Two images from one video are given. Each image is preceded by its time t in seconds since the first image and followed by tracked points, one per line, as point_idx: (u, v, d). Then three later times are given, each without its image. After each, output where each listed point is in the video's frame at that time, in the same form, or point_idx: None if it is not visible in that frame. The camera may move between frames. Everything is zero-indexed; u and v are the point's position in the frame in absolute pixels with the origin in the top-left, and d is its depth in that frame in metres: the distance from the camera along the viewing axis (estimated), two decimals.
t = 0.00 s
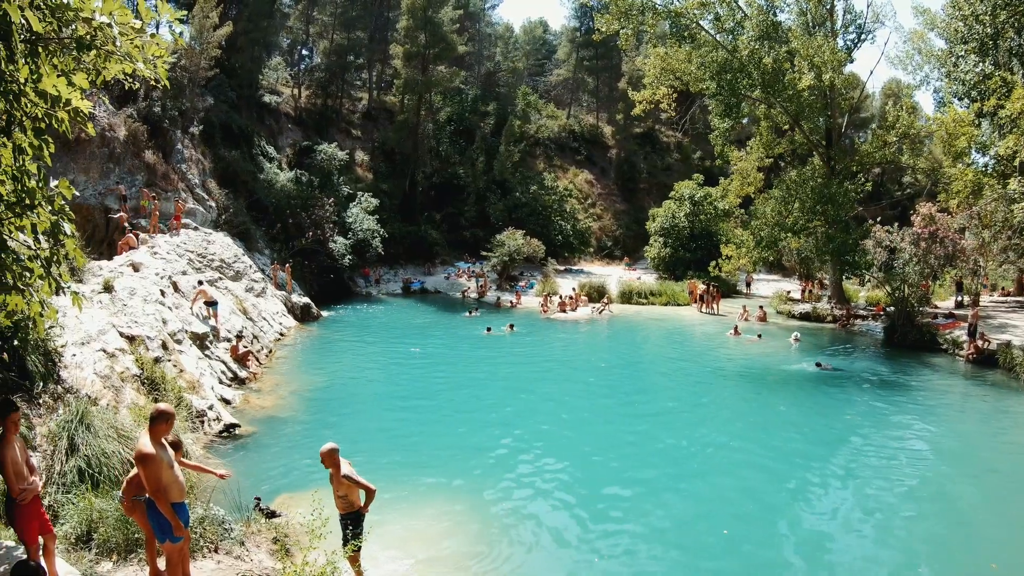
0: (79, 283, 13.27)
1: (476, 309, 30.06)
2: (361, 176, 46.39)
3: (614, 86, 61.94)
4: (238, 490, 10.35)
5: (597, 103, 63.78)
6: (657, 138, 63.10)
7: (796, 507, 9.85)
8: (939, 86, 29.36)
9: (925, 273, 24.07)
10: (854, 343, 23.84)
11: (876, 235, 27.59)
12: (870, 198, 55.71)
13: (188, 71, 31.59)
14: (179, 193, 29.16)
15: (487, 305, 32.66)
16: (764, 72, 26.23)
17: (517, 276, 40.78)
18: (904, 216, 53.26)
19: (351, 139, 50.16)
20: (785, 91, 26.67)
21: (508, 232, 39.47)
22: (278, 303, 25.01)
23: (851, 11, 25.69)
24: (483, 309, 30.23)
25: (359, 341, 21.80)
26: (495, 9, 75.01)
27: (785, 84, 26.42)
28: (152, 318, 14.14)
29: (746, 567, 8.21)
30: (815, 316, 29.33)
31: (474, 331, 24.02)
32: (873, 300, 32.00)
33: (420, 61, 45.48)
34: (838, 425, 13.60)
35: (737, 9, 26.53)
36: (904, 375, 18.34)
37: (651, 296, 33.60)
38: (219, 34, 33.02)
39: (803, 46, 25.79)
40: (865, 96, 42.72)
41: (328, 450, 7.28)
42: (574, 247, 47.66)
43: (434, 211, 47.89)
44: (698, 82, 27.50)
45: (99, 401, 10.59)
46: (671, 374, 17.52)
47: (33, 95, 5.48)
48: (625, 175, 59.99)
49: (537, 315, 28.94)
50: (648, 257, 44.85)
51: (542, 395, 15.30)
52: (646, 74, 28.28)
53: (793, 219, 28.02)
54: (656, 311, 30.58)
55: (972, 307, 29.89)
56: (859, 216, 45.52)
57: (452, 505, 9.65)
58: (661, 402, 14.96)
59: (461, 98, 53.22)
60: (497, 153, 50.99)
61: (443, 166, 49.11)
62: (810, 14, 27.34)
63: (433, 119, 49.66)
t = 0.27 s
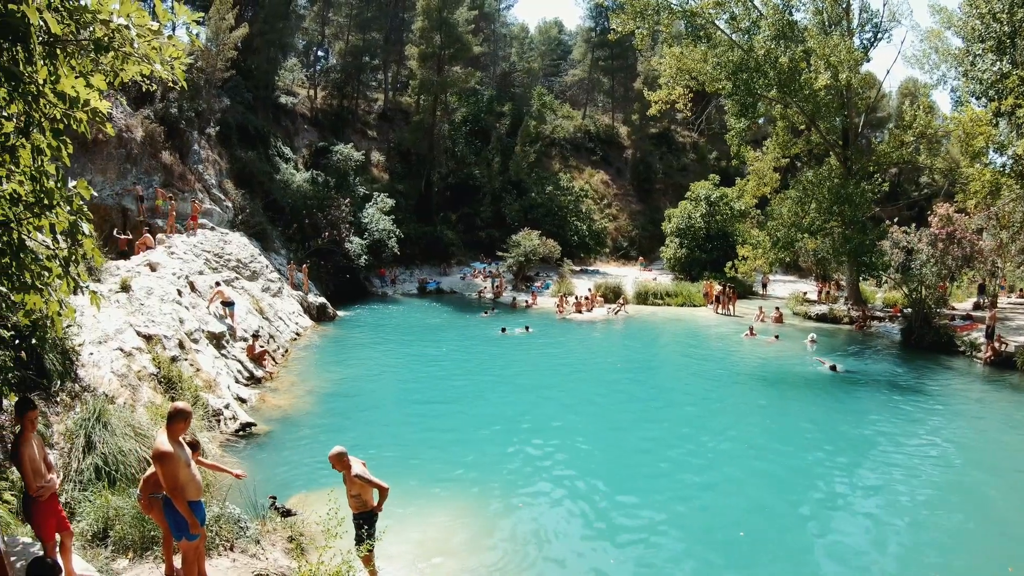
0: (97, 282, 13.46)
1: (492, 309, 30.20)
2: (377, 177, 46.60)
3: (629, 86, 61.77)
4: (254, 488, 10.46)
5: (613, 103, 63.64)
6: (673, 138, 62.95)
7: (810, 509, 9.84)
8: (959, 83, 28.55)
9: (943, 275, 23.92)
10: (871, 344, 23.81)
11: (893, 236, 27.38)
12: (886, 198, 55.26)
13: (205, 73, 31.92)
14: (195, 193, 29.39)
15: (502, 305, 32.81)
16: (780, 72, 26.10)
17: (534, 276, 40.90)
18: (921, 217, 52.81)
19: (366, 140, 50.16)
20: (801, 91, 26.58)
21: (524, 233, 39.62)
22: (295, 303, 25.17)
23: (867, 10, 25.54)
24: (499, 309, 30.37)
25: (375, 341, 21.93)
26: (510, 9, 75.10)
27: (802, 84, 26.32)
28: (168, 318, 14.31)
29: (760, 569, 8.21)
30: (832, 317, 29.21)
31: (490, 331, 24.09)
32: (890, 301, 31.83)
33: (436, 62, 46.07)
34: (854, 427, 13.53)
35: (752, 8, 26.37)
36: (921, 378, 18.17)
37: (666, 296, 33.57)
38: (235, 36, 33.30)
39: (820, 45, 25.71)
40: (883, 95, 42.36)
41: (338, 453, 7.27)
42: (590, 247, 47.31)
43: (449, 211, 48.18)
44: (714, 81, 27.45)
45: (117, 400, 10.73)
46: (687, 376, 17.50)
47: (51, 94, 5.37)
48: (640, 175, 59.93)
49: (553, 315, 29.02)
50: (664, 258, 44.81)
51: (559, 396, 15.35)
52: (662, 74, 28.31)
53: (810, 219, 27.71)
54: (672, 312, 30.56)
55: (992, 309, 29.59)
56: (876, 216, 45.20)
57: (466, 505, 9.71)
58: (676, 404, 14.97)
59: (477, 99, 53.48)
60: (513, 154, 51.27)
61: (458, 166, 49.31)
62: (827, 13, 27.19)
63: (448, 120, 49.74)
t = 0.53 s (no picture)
0: (114, 282, 13.63)
1: (506, 310, 30.28)
2: (391, 177, 46.84)
3: (642, 86, 61.64)
4: (269, 487, 10.54)
5: (627, 104, 63.52)
6: (687, 138, 62.74)
7: (823, 511, 9.83)
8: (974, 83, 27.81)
9: (959, 276, 23.79)
10: (887, 346, 23.76)
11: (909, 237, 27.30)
12: (902, 198, 54.87)
13: (219, 74, 32.22)
14: (210, 193, 29.57)
15: (516, 306, 32.87)
16: (795, 71, 25.85)
17: (549, 277, 40.90)
18: (937, 218, 52.44)
19: (381, 140, 50.26)
20: (816, 90, 26.36)
21: (539, 234, 39.67)
22: (309, 303, 25.30)
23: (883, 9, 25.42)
24: (513, 310, 30.46)
25: (390, 341, 22.04)
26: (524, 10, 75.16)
27: (817, 83, 26.12)
28: (184, 317, 14.45)
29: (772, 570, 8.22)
30: (847, 319, 29.11)
31: (505, 332, 24.15)
32: (905, 302, 31.69)
33: (450, 62, 46.32)
34: (869, 430, 13.48)
35: (767, 7, 26.39)
36: (937, 380, 18.03)
37: (681, 297, 33.56)
38: (249, 37, 33.58)
39: (835, 45, 25.60)
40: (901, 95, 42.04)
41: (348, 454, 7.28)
42: (605, 248, 47.25)
43: (464, 212, 48.29)
44: (729, 81, 27.27)
45: (132, 398, 10.84)
46: (702, 377, 17.48)
47: (68, 96, 5.43)
48: (655, 176, 59.87)
49: (567, 316, 29.09)
50: (678, 259, 44.71)
51: (575, 397, 15.40)
52: (677, 73, 28.29)
53: (825, 220, 27.36)
54: (686, 313, 30.56)
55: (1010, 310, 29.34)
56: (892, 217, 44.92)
57: (479, 505, 9.75)
58: (691, 404, 14.99)
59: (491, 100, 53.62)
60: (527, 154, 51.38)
61: (473, 167, 49.42)
62: (842, 12, 27.07)
63: (463, 120, 49.74)
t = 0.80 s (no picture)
0: (129, 282, 13.77)
1: (520, 310, 30.34)
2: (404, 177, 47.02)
3: (655, 86, 61.49)
4: (281, 487, 10.60)
5: (640, 104, 63.36)
6: (700, 138, 62.51)
7: (833, 513, 9.82)
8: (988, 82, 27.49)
9: (973, 277, 23.67)
10: (901, 348, 23.71)
11: (923, 238, 27.27)
12: (917, 199, 54.46)
13: (232, 75, 32.48)
14: (224, 194, 29.77)
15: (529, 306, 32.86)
16: (809, 71, 25.83)
17: (562, 278, 40.85)
18: (952, 218, 52.08)
19: (394, 141, 50.55)
20: (830, 90, 26.35)
21: (552, 234, 39.64)
22: (323, 303, 25.41)
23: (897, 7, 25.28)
24: (527, 311, 30.53)
25: (403, 341, 22.12)
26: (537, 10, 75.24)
27: (830, 82, 26.13)
28: (197, 317, 14.58)
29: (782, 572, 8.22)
30: (862, 320, 28.99)
31: (518, 332, 24.19)
32: (919, 304, 31.54)
33: (463, 62, 46.53)
34: (882, 432, 13.41)
35: (780, 7, 26.34)
36: (952, 383, 17.87)
37: (694, 298, 33.55)
38: (262, 38, 33.78)
39: (848, 44, 25.47)
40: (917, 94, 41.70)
41: (358, 457, 7.29)
42: (618, 248, 47.17)
43: (477, 212, 48.35)
44: (742, 81, 27.20)
45: (146, 397, 10.95)
46: (716, 378, 17.44)
47: (84, 97, 5.55)
48: (668, 176, 59.78)
49: (580, 316, 29.16)
50: (691, 259, 44.62)
51: (589, 397, 15.42)
52: (691, 73, 28.43)
53: (840, 220, 27.40)
54: (700, 314, 30.53)
55: None
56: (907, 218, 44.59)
57: (490, 505, 9.79)
58: (705, 406, 14.97)
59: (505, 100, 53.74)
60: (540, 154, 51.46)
61: (486, 167, 49.42)
62: (855, 11, 26.95)
63: (476, 120, 49.65)
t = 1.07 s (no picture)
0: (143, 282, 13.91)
1: (532, 311, 30.38)
2: (417, 178, 47.12)
3: (668, 87, 61.33)
4: (293, 486, 10.67)
5: (653, 104, 63.20)
6: (713, 138, 62.28)
7: (844, 516, 9.80)
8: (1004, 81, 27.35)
9: (987, 279, 23.59)
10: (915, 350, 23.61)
11: (937, 239, 27.23)
12: (930, 200, 54.08)
13: (245, 76, 32.75)
14: (237, 194, 29.96)
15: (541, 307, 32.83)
16: (822, 70, 25.70)
17: (574, 279, 40.90)
18: (966, 219, 51.73)
19: (406, 141, 50.51)
20: (843, 90, 26.18)
21: (565, 235, 39.72)
22: (336, 303, 25.50)
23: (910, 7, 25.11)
24: (539, 312, 30.54)
25: (415, 341, 22.21)
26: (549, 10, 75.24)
27: (844, 83, 25.98)
28: (211, 317, 14.69)
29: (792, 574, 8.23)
30: (875, 322, 28.85)
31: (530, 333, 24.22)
32: (932, 305, 31.41)
33: (475, 63, 46.69)
34: (895, 435, 13.36)
35: (793, 6, 26.28)
36: (966, 386, 17.75)
37: (706, 299, 33.52)
38: (275, 39, 34.01)
39: (861, 44, 25.33)
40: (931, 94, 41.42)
41: (369, 462, 7.32)
42: (631, 249, 47.17)
43: (489, 212, 48.39)
44: (755, 82, 27.15)
45: (160, 396, 11.04)
46: (730, 380, 17.42)
47: (99, 98, 5.68)
48: (681, 177, 59.64)
49: (593, 317, 29.22)
50: (704, 260, 44.55)
51: (604, 398, 15.44)
52: (704, 73, 28.48)
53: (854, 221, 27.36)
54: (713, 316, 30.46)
55: None
56: (920, 218, 44.33)
57: (501, 506, 9.82)
58: (718, 407, 14.94)
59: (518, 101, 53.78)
60: (552, 155, 51.51)
61: (499, 168, 49.56)
62: (868, 10, 26.83)
63: (488, 121, 49.68)
